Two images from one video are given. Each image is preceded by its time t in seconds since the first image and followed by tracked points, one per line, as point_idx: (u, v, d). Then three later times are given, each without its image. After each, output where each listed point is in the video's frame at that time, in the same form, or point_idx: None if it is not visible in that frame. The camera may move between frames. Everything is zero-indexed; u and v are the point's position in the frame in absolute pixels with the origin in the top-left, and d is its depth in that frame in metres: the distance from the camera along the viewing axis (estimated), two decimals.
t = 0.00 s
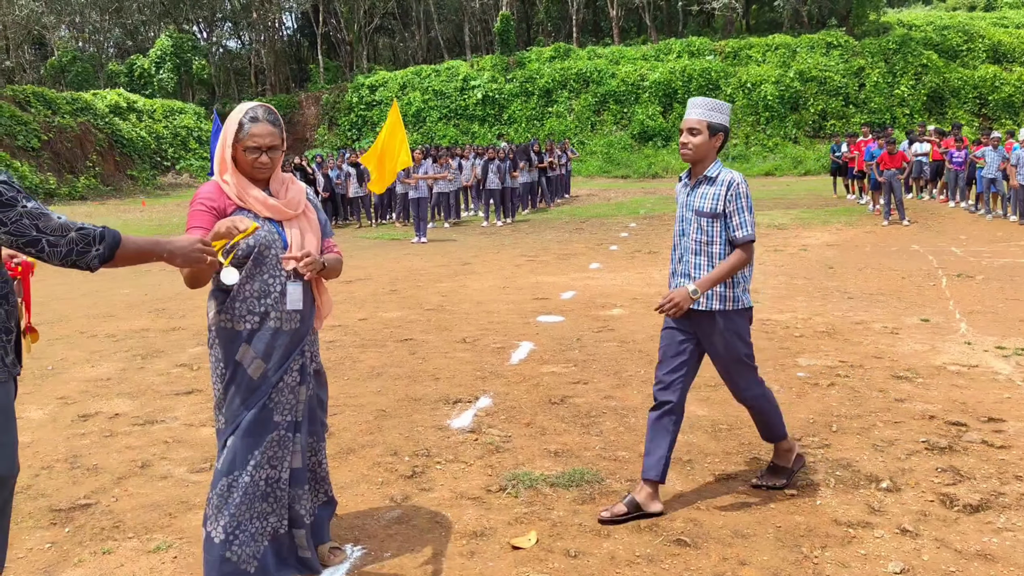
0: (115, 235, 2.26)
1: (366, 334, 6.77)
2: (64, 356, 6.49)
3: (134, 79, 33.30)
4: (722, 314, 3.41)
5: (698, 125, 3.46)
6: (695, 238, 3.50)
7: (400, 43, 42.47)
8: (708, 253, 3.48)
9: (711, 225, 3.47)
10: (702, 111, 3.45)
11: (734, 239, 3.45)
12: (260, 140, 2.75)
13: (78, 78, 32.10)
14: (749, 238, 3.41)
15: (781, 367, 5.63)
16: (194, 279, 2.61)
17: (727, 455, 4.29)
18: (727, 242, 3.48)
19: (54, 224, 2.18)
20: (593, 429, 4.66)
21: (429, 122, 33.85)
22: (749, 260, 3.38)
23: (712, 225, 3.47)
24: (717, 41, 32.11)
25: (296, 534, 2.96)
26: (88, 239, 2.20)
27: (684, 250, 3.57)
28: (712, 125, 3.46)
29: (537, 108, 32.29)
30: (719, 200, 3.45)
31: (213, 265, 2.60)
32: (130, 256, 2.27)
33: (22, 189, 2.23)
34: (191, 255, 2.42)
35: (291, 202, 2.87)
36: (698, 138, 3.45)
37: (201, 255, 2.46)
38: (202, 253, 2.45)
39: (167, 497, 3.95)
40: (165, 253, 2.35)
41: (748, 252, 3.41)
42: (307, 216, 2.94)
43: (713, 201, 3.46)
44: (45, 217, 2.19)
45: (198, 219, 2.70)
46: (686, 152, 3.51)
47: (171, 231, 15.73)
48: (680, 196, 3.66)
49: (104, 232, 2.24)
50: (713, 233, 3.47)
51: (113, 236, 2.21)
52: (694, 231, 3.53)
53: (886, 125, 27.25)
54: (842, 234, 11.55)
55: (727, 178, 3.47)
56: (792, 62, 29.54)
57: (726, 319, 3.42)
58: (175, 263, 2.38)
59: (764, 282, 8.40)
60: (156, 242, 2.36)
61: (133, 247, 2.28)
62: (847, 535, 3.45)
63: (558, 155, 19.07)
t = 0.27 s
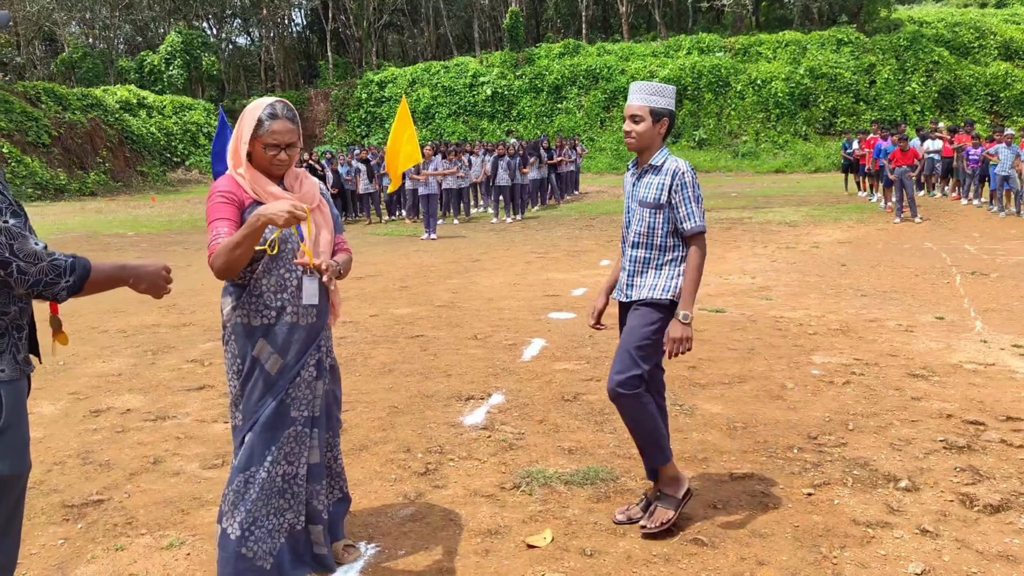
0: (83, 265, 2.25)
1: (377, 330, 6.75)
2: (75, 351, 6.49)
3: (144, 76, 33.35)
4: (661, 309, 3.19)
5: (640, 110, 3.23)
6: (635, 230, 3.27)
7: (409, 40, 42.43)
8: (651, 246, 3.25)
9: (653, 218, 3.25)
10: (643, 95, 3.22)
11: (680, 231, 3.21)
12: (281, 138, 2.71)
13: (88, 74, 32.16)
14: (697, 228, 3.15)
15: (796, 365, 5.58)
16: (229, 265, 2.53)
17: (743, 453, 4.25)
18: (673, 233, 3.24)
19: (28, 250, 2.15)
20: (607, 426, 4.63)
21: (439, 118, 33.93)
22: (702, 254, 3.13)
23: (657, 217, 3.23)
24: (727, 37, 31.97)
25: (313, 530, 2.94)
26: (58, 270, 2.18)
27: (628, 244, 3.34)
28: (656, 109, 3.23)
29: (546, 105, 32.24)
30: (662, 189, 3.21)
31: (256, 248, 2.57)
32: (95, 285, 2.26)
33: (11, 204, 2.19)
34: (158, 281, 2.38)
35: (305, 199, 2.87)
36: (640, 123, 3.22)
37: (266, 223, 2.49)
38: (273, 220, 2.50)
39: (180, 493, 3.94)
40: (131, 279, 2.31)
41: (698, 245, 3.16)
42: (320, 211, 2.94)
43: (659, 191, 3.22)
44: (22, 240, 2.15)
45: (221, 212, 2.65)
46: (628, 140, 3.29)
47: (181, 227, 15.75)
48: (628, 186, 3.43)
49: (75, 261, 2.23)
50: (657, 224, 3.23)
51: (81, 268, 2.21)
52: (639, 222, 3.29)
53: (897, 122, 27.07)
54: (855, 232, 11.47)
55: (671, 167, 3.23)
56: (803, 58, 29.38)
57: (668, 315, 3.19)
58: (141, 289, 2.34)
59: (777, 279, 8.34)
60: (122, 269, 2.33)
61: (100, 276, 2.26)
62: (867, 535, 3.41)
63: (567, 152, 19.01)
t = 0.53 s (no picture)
0: (37, 273, 2.03)
1: (387, 326, 6.74)
2: (85, 346, 6.50)
3: (150, 72, 33.33)
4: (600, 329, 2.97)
5: (589, 118, 3.01)
6: (579, 245, 3.06)
7: (415, 37, 42.37)
8: (594, 265, 3.04)
9: (598, 235, 3.02)
10: (593, 103, 3.00)
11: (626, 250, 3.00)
12: (300, 133, 2.69)
13: (96, 71, 32.17)
14: (647, 249, 2.94)
15: (807, 363, 5.56)
16: (260, 255, 2.53)
17: (756, 450, 4.23)
18: (620, 251, 3.02)
19: None
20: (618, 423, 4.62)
21: (445, 115, 33.81)
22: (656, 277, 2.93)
23: (603, 233, 3.01)
24: (734, 35, 31.88)
25: (331, 522, 2.95)
26: (5, 283, 1.96)
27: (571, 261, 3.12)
28: (606, 117, 3.01)
29: (553, 102, 32.21)
30: (610, 205, 2.99)
31: (292, 239, 2.58)
32: (47, 296, 2.05)
33: None
34: (105, 285, 2.20)
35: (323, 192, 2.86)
36: (588, 133, 3.01)
37: (303, 217, 2.48)
38: (310, 213, 2.48)
39: (192, 487, 3.93)
40: (84, 290, 2.14)
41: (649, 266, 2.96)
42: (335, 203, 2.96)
43: (606, 205, 3.00)
44: None
45: (244, 204, 2.65)
46: (576, 149, 3.07)
47: (187, 223, 15.75)
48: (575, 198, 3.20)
49: (26, 269, 2.00)
50: (601, 241, 3.01)
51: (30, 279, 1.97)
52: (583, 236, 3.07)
53: (905, 121, 26.96)
54: (863, 230, 11.43)
55: (620, 182, 3.00)
56: (810, 56, 29.28)
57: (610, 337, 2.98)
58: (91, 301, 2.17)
59: (786, 277, 8.31)
60: (80, 276, 2.14)
61: (52, 285, 2.05)
62: (882, 533, 3.38)
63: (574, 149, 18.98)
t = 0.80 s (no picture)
0: (29, 273, 2.00)
1: (395, 324, 6.74)
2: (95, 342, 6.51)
3: (159, 70, 33.43)
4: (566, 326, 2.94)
5: (555, 107, 2.94)
6: (546, 238, 3.01)
7: (422, 35, 42.39)
8: (559, 258, 2.99)
9: (565, 226, 2.96)
10: (559, 90, 2.93)
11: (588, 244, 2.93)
12: (313, 131, 2.69)
13: (104, 69, 32.29)
14: (605, 242, 2.86)
15: (818, 362, 5.53)
16: (281, 252, 2.52)
17: (767, 450, 4.21)
18: (584, 244, 2.96)
19: None
20: (628, 422, 4.61)
21: (452, 114, 33.79)
22: (606, 274, 2.86)
23: (567, 226, 2.95)
24: (742, 34, 31.81)
25: (345, 518, 2.93)
26: None
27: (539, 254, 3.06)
28: (572, 106, 2.93)
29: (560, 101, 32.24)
30: (576, 197, 2.92)
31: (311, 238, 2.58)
32: (40, 296, 2.03)
33: None
34: (103, 287, 2.17)
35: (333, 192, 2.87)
36: (555, 123, 2.95)
37: (328, 218, 2.50)
38: (338, 217, 2.51)
39: (202, 484, 3.93)
40: (78, 291, 2.11)
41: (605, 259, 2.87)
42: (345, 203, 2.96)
43: (571, 197, 2.93)
44: None
45: (259, 200, 2.63)
46: (543, 138, 3.01)
47: (195, 220, 15.79)
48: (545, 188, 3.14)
49: (16, 269, 1.98)
50: (566, 234, 2.95)
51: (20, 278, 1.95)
52: (549, 229, 3.01)
53: (913, 121, 26.83)
54: (873, 229, 11.38)
55: (588, 172, 2.94)
56: (819, 55, 29.17)
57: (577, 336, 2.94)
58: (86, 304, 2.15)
59: (796, 276, 8.28)
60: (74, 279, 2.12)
61: (45, 286, 2.03)
62: (896, 534, 3.35)
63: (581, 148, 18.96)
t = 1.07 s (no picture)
0: (27, 272, 2.01)
1: (402, 322, 6.75)
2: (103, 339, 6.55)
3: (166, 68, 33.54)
4: (534, 322, 2.94)
5: (523, 103, 2.91)
6: (518, 235, 3.00)
7: (429, 35, 42.45)
8: (530, 254, 2.98)
9: (536, 221, 2.94)
10: (525, 86, 2.89)
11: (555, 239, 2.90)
12: (321, 127, 2.69)
13: (113, 67, 32.46)
14: (569, 237, 2.82)
15: (825, 363, 5.52)
16: (288, 249, 2.53)
17: (774, 450, 4.20)
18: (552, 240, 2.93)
19: None
20: (635, 421, 4.61)
21: (458, 113, 33.81)
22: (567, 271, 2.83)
23: (536, 222, 2.93)
24: (749, 33, 31.74)
25: (353, 515, 2.97)
26: None
27: (514, 248, 3.06)
28: (540, 101, 2.90)
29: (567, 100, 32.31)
30: (544, 193, 2.90)
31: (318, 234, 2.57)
32: (38, 295, 2.04)
33: None
34: (104, 288, 2.18)
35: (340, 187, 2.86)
36: (523, 118, 2.92)
37: (333, 215, 2.48)
38: (345, 213, 2.48)
39: (209, 481, 3.95)
40: (78, 291, 2.12)
41: (567, 254, 2.84)
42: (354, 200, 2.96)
43: (539, 193, 2.91)
44: None
45: (268, 198, 2.64)
46: (515, 135, 2.99)
47: (203, 219, 15.86)
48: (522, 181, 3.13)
49: (13, 266, 1.98)
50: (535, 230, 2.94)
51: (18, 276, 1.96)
52: (521, 226, 3.01)
53: (921, 121, 26.69)
54: (880, 229, 11.35)
55: (557, 167, 2.90)
56: (826, 55, 29.06)
57: (540, 332, 2.94)
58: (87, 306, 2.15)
59: (803, 276, 8.26)
60: (74, 279, 2.13)
61: (43, 285, 2.04)
62: (903, 535, 3.33)
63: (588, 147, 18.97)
